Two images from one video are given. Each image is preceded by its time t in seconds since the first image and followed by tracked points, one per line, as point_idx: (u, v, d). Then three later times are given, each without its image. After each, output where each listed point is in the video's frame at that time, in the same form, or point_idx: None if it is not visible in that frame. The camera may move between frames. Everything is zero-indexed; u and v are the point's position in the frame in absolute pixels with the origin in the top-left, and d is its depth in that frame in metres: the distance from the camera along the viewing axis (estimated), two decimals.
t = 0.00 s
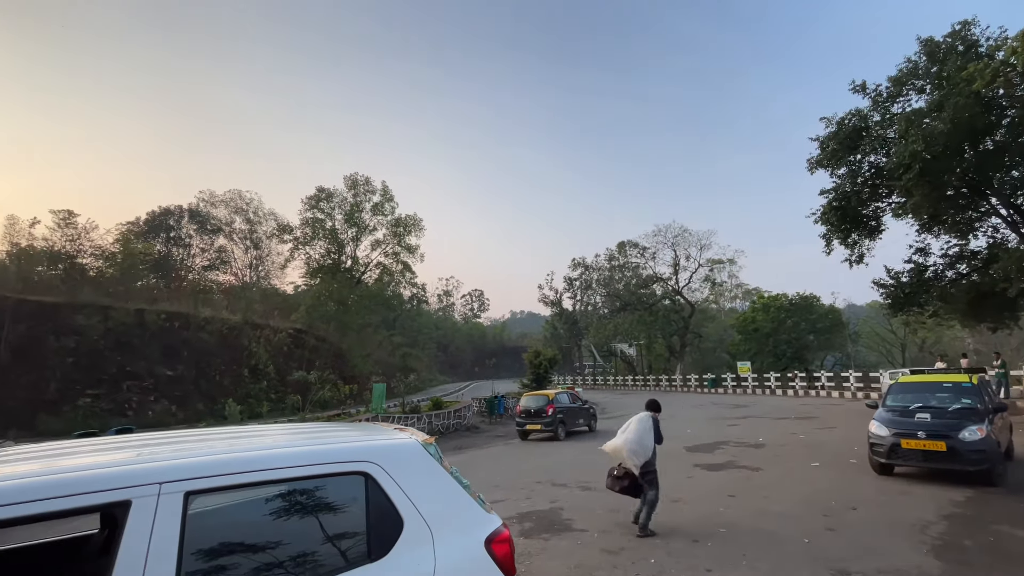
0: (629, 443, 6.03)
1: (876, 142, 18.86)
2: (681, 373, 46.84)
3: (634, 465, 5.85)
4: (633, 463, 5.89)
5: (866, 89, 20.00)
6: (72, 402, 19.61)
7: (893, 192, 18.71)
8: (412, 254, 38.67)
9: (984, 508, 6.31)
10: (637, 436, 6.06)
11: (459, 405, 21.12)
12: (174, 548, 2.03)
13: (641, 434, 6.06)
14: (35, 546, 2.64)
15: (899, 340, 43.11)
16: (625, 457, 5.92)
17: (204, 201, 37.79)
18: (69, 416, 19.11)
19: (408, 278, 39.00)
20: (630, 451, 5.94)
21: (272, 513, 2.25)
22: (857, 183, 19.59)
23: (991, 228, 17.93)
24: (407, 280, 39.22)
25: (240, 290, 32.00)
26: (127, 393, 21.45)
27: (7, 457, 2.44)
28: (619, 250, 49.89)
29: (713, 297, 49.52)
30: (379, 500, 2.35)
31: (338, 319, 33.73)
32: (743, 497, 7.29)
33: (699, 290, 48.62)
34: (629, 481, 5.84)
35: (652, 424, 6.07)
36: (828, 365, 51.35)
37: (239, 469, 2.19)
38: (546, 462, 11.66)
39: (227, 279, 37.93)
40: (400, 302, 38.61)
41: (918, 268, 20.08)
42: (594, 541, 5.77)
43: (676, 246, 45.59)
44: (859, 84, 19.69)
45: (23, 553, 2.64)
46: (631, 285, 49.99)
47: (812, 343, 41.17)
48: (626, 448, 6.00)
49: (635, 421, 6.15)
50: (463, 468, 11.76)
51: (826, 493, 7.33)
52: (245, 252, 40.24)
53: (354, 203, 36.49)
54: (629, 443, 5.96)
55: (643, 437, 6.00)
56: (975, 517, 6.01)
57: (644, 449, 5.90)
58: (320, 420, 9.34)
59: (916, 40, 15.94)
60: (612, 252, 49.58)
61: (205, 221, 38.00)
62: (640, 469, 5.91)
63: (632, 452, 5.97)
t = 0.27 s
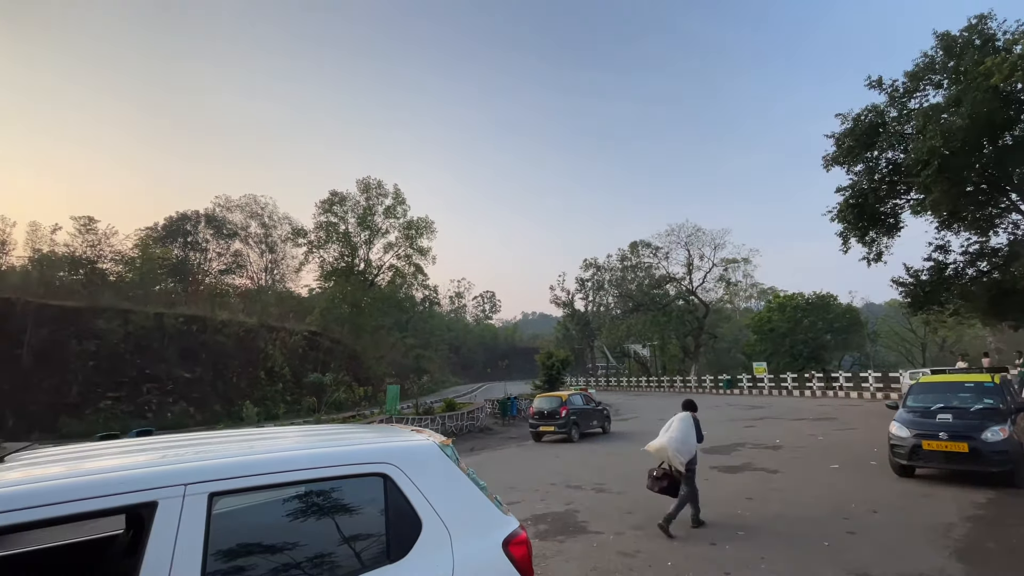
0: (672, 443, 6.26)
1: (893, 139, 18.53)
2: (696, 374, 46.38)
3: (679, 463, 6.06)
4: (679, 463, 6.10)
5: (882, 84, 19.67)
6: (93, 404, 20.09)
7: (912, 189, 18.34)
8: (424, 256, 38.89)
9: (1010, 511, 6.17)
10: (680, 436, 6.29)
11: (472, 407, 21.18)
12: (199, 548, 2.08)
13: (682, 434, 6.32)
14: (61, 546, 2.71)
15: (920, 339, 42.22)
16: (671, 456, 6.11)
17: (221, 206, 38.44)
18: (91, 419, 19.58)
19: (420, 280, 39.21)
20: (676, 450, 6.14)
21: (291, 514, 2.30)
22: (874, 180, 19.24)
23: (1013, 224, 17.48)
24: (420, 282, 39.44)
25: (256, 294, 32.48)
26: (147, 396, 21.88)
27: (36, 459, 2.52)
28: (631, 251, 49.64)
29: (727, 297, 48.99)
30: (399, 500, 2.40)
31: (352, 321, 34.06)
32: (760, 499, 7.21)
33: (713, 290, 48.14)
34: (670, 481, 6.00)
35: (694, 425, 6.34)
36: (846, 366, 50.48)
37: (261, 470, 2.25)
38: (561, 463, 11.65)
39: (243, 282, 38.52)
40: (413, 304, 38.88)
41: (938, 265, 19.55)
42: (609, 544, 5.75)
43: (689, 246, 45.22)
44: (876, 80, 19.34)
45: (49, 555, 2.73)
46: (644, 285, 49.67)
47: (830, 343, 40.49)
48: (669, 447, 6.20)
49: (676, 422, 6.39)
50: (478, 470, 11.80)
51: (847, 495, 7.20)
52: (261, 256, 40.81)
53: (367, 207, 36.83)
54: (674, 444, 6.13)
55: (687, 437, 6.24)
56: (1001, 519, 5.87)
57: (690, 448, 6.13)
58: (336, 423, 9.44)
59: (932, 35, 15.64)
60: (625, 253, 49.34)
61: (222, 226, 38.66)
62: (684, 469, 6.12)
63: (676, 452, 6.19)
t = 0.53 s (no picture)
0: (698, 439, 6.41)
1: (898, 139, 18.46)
2: (700, 375, 46.24)
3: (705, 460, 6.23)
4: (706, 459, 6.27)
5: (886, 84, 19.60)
6: (100, 406, 20.26)
7: (918, 189, 18.25)
8: (428, 258, 38.98)
9: (1018, 512, 6.12)
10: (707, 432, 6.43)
11: (477, 408, 21.18)
12: (207, 549, 2.10)
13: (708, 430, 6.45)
14: (71, 547, 2.74)
15: (926, 339, 41.96)
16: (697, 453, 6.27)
17: (226, 209, 38.66)
18: (97, 421, 19.73)
19: (424, 282, 39.29)
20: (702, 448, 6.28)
21: (297, 516, 2.31)
22: (879, 180, 19.17)
23: (1020, 223, 17.37)
24: (424, 284, 39.51)
25: (261, 296, 32.63)
26: (153, 398, 22.02)
27: (47, 461, 2.55)
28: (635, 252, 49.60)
29: (732, 298, 48.83)
30: (405, 502, 2.41)
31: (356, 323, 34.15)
32: (766, 501, 7.18)
33: (717, 291, 48.00)
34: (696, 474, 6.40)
35: (722, 421, 6.45)
36: (853, 367, 50.20)
37: (269, 472, 2.27)
38: (565, 465, 11.64)
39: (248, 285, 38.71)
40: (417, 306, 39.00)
41: (944, 266, 19.44)
42: (614, 546, 5.75)
43: (693, 246, 45.16)
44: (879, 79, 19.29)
45: (59, 556, 2.76)
46: (649, 286, 49.60)
47: (836, 344, 40.27)
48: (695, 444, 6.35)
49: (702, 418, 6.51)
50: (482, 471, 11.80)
51: (853, 497, 7.17)
52: (266, 259, 41.02)
53: (371, 209, 36.97)
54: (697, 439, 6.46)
55: (714, 434, 6.35)
56: (1009, 521, 5.83)
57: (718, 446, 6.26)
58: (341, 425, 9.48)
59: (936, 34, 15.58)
60: (628, 254, 49.30)
61: (227, 229, 38.90)
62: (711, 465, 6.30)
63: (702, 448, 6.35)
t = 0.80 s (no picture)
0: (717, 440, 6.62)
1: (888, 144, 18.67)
2: (694, 378, 46.41)
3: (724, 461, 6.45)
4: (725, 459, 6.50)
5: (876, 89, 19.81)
6: (89, 410, 19.96)
7: (908, 193, 18.46)
8: (422, 259, 38.90)
9: (1008, 513, 6.19)
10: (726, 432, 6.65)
11: (471, 411, 21.14)
12: (197, 553, 2.08)
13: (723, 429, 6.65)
14: (63, 550, 2.70)
15: (917, 342, 42.36)
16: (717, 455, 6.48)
17: (218, 210, 38.36)
18: (87, 424, 19.48)
19: (418, 284, 39.26)
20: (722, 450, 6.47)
21: (290, 519, 2.29)
22: (870, 185, 19.37)
23: (1009, 228, 17.60)
24: (418, 286, 39.45)
25: (253, 298, 32.41)
26: (143, 400, 21.77)
27: (34, 465, 2.50)
28: (629, 254, 49.77)
29: (725, 300, 49.09)
30: (398, 505, 2.40)
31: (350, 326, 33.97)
32: (758, 503, 7.22)
33: (710, 293, 48.23)
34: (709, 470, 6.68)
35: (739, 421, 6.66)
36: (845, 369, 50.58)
37: (260, 476, 2.25)
38: (559, 468, 11.63)
39: (240, 286, 38.42)
40: (411, 309, 38.92)
41: (934, 269, 19.66)
42: (608, 548, 5.75)
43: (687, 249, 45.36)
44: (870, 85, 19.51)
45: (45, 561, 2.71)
46: (643, 289, 49.76)
47: (827, 346, 40.56)
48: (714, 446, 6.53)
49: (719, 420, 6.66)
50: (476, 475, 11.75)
51: (845, 499, 7.22)
52: (258, 260, 40.74)
53: (365, 211, 36.85)
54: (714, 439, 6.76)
55: (732, 434, 6.56)
56: (998, 522, 5.90)
57: (737, 447, 6.49)
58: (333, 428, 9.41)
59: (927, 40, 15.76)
60: (623, 257, 49.45)
61: (219, 230, 38.61)
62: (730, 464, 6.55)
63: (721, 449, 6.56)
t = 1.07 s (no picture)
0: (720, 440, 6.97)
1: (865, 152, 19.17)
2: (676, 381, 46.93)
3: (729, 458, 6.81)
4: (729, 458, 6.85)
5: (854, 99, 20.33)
6: (60, 413, 19.35)
7: (884, 201, 18.96)
8: (406, 261, 38.63)
9: (978, 514, 6.37)
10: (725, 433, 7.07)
11: (454, 414, 21.04)
12: (170, 561, 2.02)
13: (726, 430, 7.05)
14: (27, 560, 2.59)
15: (891, 346, 43.45)
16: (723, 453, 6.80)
17: (198, 209, 37.57)
18: (57, 429, 18.88)
19: (402, 285, 39.13)
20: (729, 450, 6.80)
21: (267, 525, 2.24)
22: (847, 192, 19.85)
23: (980, 236, 18.18)
24: (402, 288, 39.23)
25: (233, 298, 31.82)
26: (117, 403, 21.18)
27: None
28: (613, 258, 50.12)
29: (706, 304, 49.74)
30: (377, 510, 2.35)
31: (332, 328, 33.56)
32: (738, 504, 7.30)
33: (692, 297, 48.83)
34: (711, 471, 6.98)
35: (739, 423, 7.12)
36: (822, 372, 51.65)
37: (237, 481, 2.19)
38: (542, 470, 11.63)
39: (220, 287, 37.67)
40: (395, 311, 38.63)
41: (908, 275, 20.22)
42: (590, 551, 5.76)
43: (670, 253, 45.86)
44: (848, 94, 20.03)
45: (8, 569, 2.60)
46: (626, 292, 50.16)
47: (806, 350, 41.38)
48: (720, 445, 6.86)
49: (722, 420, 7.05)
50: (459, 477, 11.69)
51: (822, 500, 7.35)
52: (238, 260, 40.00)
53: (349, 212, 36.48)
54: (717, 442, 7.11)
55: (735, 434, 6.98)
56: (969, 523, 6.06)
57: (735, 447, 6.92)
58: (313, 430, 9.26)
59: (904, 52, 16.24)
60: (607, 260, 49.78)
61: (199, 229, 37.83)
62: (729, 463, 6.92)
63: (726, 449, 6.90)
